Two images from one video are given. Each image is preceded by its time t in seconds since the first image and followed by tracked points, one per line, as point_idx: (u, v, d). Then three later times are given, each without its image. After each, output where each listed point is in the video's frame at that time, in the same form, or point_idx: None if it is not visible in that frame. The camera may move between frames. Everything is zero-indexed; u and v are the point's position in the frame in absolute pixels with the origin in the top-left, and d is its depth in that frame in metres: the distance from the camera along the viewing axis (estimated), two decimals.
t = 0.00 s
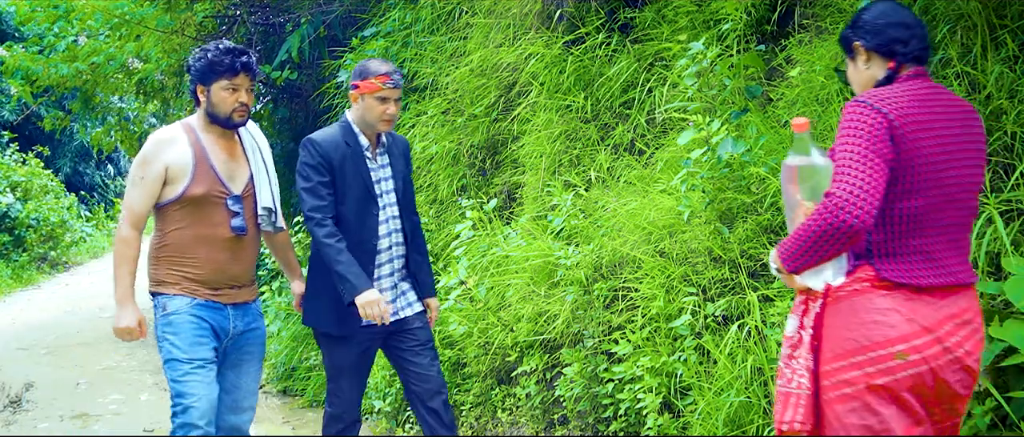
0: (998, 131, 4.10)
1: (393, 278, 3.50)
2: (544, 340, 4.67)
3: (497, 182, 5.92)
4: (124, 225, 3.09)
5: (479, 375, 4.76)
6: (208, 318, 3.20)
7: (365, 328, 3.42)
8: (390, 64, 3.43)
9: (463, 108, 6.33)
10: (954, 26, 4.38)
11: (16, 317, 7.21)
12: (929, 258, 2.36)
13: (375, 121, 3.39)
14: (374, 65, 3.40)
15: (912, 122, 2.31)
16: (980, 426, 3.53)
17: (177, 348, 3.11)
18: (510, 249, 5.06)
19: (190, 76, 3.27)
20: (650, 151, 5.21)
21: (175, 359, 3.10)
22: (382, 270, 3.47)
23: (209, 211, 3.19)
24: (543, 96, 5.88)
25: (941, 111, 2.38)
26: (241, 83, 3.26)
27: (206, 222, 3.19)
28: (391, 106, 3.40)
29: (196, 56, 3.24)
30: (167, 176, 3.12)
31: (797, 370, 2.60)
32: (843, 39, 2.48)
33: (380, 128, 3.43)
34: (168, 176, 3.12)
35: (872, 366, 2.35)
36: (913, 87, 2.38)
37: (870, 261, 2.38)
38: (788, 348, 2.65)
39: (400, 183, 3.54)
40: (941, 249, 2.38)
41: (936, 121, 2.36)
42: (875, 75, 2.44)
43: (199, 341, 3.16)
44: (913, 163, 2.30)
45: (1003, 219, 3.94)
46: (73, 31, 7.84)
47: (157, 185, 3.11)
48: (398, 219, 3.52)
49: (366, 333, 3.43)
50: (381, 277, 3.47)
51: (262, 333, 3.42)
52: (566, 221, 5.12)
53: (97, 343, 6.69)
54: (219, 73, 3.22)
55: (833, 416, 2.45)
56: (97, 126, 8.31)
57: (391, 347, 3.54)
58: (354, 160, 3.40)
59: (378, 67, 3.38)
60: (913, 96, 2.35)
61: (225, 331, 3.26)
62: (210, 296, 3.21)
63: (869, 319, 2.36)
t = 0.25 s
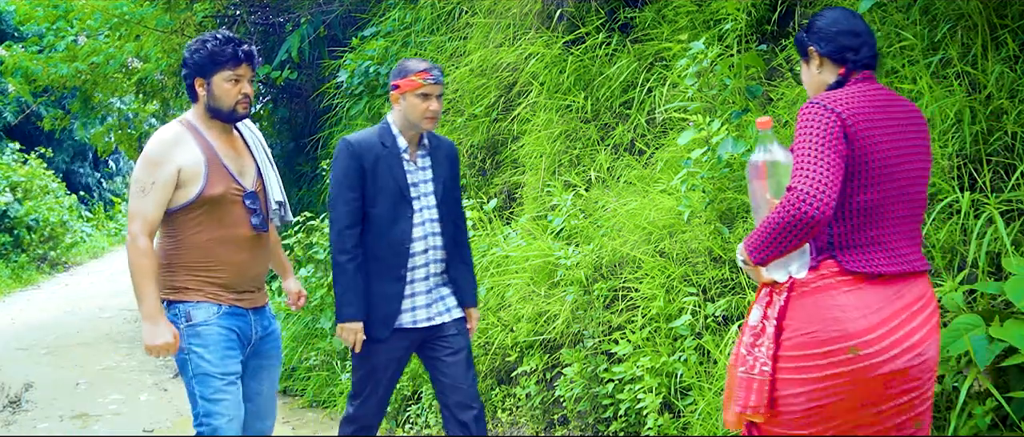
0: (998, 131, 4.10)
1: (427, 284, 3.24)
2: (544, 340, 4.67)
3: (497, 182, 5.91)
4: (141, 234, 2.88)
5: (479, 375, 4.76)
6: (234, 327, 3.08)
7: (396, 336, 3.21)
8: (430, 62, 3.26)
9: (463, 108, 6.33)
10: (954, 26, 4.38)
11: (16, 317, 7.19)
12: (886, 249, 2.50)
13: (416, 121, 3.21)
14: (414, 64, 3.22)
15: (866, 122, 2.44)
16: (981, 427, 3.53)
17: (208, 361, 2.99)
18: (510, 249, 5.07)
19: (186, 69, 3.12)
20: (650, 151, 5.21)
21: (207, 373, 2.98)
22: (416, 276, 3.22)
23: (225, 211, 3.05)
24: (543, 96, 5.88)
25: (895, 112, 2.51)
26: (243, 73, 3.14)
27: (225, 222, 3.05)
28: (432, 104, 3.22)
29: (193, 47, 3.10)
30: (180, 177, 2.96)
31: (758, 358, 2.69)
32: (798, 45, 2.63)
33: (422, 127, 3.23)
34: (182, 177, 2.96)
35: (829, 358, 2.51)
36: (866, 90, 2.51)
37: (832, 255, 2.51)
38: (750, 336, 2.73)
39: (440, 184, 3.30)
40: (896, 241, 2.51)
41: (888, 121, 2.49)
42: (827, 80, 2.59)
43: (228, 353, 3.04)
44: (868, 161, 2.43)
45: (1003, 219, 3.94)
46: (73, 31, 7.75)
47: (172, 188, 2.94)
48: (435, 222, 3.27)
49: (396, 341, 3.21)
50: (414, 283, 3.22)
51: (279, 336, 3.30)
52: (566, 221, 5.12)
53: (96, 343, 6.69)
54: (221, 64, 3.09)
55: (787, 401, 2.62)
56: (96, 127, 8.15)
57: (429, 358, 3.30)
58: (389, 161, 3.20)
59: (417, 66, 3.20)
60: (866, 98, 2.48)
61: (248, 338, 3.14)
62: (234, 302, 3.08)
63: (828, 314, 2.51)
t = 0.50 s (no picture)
0: (998, 131, 4.10)
1: (457, 279, 3.44)
2: (545, 340, 4.69)
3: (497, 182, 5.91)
4: (153, 226, 2.87)
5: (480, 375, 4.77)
6: (244, 328, 3.11)
7: (423, 328, 3.44)
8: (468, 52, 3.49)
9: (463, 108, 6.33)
10: (954, 26, 4.38)
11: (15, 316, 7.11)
12: (845, 259, 2.63)
13: (457, 110, 3.39)
14: (453, 55, 3.45)
15: (842, 136, 2.53)
16: (980, 427, 3.54)
17: (212, 364, 3.02)
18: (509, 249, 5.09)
19: (189, 55, 3.11)
20: (650, 151, 5.21)
21: (214, 375, 3.02)
22: (446, 270, 3.43)
23: (236, 201, 3.06)
24: (543, 96, 5.87)
25: (878, 128, 2.61)
26: (248, 58, 3.15)
27: (235, 214, 3.06)
28: (472, 93, 3.40)
29: (196, 32, 3.10)
30: (190, 167, 2.96)
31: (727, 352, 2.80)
32: (814, 31, 2.64)
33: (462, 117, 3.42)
34: (192, 167, 2.96)
35: (796, 356, 2.64)
36: (854, 100, 2.60)
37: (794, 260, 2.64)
38: (721, 330, 2.86)
39: (475, 178, 3.47)
40: (856, 251, 2.65)
41: (867, 135, 2.58)
42: (830, 77, 2.64)
43: (235, 354, 3.07)
44: (836, 174, 2.54)
45: (1003, 219, 3.94)
46: (73, 32, 7.58)
47: (182, 178, 2.94)
48: (468, 216, 3.45)
49: (423, 334, 3.44)
50: (444, 277, 3.43)
51: (294, 326, 3.34)
52: (566, 221, 5.12)
53: (97, 343, 6.70)
54: (227, 49, 3.10)
55: (758, 400, 2.72)
56: (97, 128, 7.86)
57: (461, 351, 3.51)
58: (422, 155, 3.41)
59: (457, 57, 3.42)
60: (851, 111, 2.56)
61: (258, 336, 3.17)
62: (242, 299, 3.10)
63: (793, 314, 2.64)
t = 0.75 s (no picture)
0: (998, 131, 4.09)
1: (469, 276, 3.46)
2: (545, 340, 4.70)
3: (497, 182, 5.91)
4: (164, 226, 2.87)
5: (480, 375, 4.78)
6: (256, 329, 3.12)
7: (434, 324, 3.47)
8: (488, 45, 3.47)
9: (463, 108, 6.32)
10: (954, 26, 4.38)
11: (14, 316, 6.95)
12: (846, 262, 2.64)
13: (479, 105, 3.40)
14: (473, 49, 3.44)
15: (849, 138, 2.53)
16: (980, 427, 3.53)
17: (222, 364, 3.02)
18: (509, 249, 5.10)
19: (195, 53, 3.10)
20: (650, 151, 5.21)
21: (222, 376, 3.03)
22: (458, 267, 3.45)
23: (246, 199, 3.07)
24: (543, 96, 5.87)
25: (886, 131, 2.60)
26: (255, 56, 3.15)
27: (247, 212, 3.08)
28: (492, 88, 3.39)
29: (202, 30, 3.09)
30: (198, 168, 2.96)
31: (723, 348, 2.80)
32: (826, 30, 2.63)
33: (483, 111, 3.42)
34: (200, 168, 2.96)
35: (793, 357, 2.64)
36: (863, 103, 2.60)
37: (795, 261, 2.65)
38: (717, 327, 2.85)
39: (492, 175, 3.47)
40: (858, 255, 2.65)
41: (875, 138, 2.58)
42: (842, 77, 2.64)
43: (245, 355, 3.08)
44: (842, 176, 2.54)
45: (1003, 219, 3.94)
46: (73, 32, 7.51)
47: (191, 179, 2.94)
48: (483, 213, 3.47)
49: (433, 330, 3.47)
50: (455, 274, 3.45)
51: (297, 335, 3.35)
52: (566, 221, 5.11)
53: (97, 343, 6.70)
54: (234, 47, 3.09)
55: (753, 401, 2.71)
56: (97, 129, 7.46)
57: (472, 349, 3.53)
58: (440, 149, 3.45)
59: (477, 51, 3.40)
60: (859, 114, 2.56)
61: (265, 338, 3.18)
62: (257, 299, 3.12)
63: (791, 315, 2.65)
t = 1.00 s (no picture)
0: (998, 131, 4.09)
1: (468, 278, 3.46)
2: (545, 340, 4.71)
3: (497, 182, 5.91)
4: (171, 232, 2.87)
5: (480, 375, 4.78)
6: (266, 330, 3.13)
7: (433, 326, 3.47)
8: (490, 47, 3.44)
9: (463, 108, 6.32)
10: (954, 26, 4.38)
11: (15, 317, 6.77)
12: (850, 259, 2.65)
13: (479, 108, 3.38)
14: (475, 50, 3.41)
15: (849, 136, 2.55)
16: (980, 427, 3.53)
17: (231, 363, 3.04)
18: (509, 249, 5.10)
19: (206, 54, 3.09)
20: (650, 151, 5.21)
21: (231, 376, 3.05)
22: (456, 269, 3.45)
23: (255, 198, 3.06)
24: (543, 96, 5.87)
25: (880, 127, 2.63)
26: (266, 56, 3.16)
27: (257, 212, 3.08)
28: (493, 90, 3.37)
29: (214, 30, 3.08)
30: (207, 169, 2.95)
31: (732, 356, 2.78)
32: (811, 33, 2.64)
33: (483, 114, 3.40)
34: (209, 168, 2.95)
35: (802, 359, 2.64)
36: (856, 101, 2.62)
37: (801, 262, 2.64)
38: (724, 334, 2.82)
39: (492, 175, 3.47)
40: (860, 252, 2.66)
41: (871, 135, 2.60)
42: (830, 78, 2.65)
43: (255, 355, 3.09)
44: (845, 173, 2.55)
45: (1003, 219, 3.94)
46: (73, 32, 7.57)
47: (200, 180, 2.93)
48: (481, 215, 3.46)
49: (433, 333, 3.47)
50: (454, 276, 3.45)
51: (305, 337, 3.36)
52: (566, 221, 5.11)
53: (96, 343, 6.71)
54: (248, 47, 3.11)
55: (764, 405, 2.70)
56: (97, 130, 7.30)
57: (474, 349, 3.54)
58: (439, 148, 3.44)
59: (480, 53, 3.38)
60: (854, 112, 2.58)
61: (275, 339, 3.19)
62: (268, 299, 3.13)
63: (800, 317, 2.64)
